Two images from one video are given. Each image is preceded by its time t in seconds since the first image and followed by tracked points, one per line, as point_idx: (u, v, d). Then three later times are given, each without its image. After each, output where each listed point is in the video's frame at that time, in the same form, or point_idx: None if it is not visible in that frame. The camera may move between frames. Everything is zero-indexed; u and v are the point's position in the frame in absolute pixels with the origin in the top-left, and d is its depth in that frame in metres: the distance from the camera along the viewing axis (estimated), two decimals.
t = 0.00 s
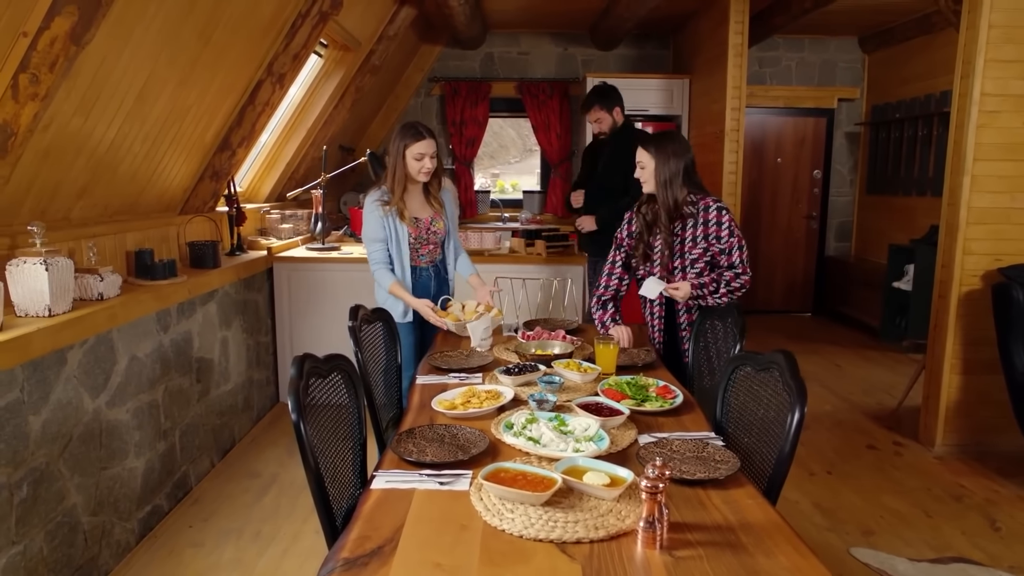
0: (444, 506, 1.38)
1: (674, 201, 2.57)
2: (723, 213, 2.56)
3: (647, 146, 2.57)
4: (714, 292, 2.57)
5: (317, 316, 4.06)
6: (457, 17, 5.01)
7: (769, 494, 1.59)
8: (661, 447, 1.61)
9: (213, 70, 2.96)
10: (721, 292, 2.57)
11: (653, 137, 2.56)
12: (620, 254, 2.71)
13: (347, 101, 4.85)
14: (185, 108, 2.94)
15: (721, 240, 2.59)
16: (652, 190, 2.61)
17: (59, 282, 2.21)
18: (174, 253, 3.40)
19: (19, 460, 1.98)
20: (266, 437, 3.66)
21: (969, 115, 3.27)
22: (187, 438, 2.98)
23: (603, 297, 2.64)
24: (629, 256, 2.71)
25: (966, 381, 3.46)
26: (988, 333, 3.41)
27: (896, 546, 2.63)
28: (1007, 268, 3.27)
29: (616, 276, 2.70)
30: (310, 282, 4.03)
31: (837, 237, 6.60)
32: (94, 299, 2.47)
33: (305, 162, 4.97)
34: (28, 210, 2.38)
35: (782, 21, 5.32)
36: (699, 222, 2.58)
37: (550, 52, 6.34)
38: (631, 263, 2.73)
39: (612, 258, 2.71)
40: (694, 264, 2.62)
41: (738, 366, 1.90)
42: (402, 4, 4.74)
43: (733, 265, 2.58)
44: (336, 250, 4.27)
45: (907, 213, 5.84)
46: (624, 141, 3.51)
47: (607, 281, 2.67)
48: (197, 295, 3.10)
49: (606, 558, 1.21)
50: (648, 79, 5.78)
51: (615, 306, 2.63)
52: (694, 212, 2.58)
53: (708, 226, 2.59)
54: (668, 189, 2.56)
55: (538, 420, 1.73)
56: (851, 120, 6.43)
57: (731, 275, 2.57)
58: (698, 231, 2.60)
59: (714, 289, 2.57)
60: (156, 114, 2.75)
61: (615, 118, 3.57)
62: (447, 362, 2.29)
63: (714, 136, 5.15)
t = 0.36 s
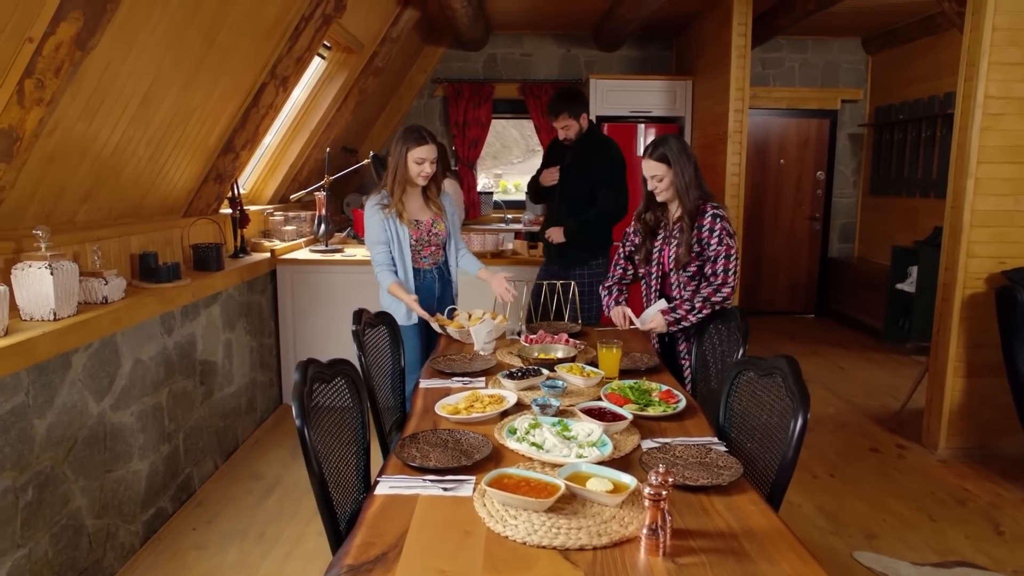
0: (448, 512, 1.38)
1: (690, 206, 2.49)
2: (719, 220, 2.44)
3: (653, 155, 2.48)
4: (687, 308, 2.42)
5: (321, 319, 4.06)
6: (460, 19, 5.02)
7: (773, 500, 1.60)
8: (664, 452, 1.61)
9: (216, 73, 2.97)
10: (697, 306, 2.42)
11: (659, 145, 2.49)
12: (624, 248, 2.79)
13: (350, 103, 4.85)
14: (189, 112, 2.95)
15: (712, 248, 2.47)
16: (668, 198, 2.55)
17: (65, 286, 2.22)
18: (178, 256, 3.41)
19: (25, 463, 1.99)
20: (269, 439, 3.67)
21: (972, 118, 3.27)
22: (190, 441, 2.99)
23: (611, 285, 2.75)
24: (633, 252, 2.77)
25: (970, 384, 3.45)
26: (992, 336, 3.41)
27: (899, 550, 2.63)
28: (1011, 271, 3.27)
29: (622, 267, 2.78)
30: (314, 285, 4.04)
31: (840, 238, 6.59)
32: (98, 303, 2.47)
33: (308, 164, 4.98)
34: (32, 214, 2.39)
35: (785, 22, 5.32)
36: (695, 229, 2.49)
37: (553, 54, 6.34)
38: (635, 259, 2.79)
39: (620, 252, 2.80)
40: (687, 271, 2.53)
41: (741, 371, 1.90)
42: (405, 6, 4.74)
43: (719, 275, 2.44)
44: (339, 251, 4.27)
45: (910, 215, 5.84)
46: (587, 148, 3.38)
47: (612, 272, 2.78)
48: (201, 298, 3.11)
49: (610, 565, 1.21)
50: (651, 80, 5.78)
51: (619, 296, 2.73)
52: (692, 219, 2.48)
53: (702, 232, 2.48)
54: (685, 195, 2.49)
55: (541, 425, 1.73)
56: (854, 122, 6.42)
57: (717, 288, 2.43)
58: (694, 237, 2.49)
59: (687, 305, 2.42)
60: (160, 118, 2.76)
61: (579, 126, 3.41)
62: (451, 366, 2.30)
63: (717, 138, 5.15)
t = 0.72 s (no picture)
0: (451, 519, 1.38)
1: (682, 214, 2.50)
2: (701, 230, 2.44)
3: (647, 166, 2.50)
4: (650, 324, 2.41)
5: (325, 321, 4.07)
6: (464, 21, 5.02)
7: (776, 507, 1.59)
8: (667, 458, 1.61)
9: (220, 76, 2.97)
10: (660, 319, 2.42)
11: (654, 154, 2.49)
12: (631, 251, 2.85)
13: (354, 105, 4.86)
14: (193, 115, 2.96)
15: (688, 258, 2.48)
16: (664, 207, 2.56)
17: (70, 290, 2.22)
18: (182, 258, 3.41)
19: (30, 467, 2.00)
20: (273, 441, 3.68)
21: (977, 121, 3.26)
22: (194, 443, 3.00)
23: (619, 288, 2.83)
24: (638, 256, 2.82)
25: (974, 387, 3.45)
26: (996, 339, 3.40)
27: (902, 554, 2.63)
28: (1015, 274, 3.26)
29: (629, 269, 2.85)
30: (317, 287, 4.05)
31: (843, 240, 6.58)
32: (103, 306, 2.48)
33: (312, 166, 5.00)
34: (37, 218, 2.40)
35: (788, 24, 5.31)
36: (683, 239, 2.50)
37: (556, 55, 6.34)
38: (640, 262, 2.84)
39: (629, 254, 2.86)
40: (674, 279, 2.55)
41: (745, 376, 1.90)
42: (409, 8, 4.74)
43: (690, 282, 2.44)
44: (343, 254, 4.28)
45: (914, 216, 5.83)
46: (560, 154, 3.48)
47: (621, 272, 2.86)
48: (205, 300, 3.12)
49: (614, 572, 1.21)
50: (655, 82, 5.77)
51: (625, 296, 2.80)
52: (680, 226, 2.50)
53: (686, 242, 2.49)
54: (678, 204, 2.50)
55: (544, 431, 1.73)
56: (858, 123, 6.42)
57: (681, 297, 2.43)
58: (678, 245, 2.51)
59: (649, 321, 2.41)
60: (165, 121, 2.77)
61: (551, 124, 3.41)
62: (454, 370, 2.30)
63: (721, 140, 5.14)
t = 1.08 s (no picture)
0: (456, 525, 1.39)
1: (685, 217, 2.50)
2: (706, 231, 2.44)
3: (646, 169, 2.50)
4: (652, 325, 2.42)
5: (329, 323, 4.08)
6: (468, 23, 5.02)
7: (780, 512, 1.59)
8: (672, 464, 1.61)
9: (225, 79, 2.98)
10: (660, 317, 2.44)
11: (654, 157, 2.49)
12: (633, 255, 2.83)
13: (358, 107, 4.86)
14: (198, 118, 2.97)
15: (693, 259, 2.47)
16: (667, 210, 2.56)
17: (76, 294, 2.23)
18: (187, 261, 3.42)
19: (37, 470, 2.01)
20: (277, 443, 3.69)
21: (982, 123, 3.25)
22: (199, 446, 3.01)
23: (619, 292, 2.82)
24: (639, 259, 2.81)
25: (979, 390, 3.44)
26: (1002, 342, 3.39)
27: (907, 558, 2.62)
28: (1021, 277, 3.25)
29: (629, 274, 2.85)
30: (321, 289, 4.06)
31: (848, 241, 6.56)
32: (109, 309, 2.49)
33: (316, 168, 5.01)
34: (44, 222, 2.41)
35: (793, 25, 5.30)
36: (687, 241, 2.49)
37: (560, 57, 6.34)
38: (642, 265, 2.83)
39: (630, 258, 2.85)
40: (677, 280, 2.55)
41: (749, 381, 1.90)
42: (413, 10, 4.75)
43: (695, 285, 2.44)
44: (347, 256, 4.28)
45: (919, 218, 5.82)
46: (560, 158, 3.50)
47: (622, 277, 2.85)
48: (210, 303, 3.12)
49: None
50: (659, 83, 5.76)
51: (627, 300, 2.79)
52: (683, 229, 2.49)
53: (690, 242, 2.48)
54: (679, 206, 2.50)
55: (549, 436, 1.74)
56: (862, 125, 6.41)
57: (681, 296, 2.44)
58: (680, 246, 2.51)
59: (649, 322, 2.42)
60: (170, 125, 2.78)
61: (544, 129, 3.47)
62: (458, 374, 2.30)
63: (725, 142, 5.14)
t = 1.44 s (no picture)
0: (459, 530, 1.39)
1: (687, 217, 2.49)
2: (710, 230, 2.44)
3: (646, 170, 2.49)
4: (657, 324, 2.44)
5: (332, 324, 4.08)
6: (471, 23, 5.01)
7: (783, 517, 1.59)
8: (675, 468, 1.61)
9: (229, 82, 2.99)
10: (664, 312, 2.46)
11: (654, 159, 2.49)
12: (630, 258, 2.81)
13: (361, 108, 4.87)
14: (202, 120, 2.97)
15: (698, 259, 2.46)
16: (667, 212, 2.56)
17: (80, 297, 2.24)
18: (190, 263, 3.42)
19: (41, 472, 2.02)
20: (280, 445, 3.69)
21: (987, 125, 3.24)
22: (202, 448, 3.01)
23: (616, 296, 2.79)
24: (638, 262, 2.79)
25: (983, 393, 3.43)
26: (1006, 344, 3.38)
27: (911, 562, 2.61)
28: None
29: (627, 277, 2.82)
30: (324, 290, 4.06)
31: (851, 242, 6.56)
32: (113, 312, 2.50)
33: (319, 169, 5.01)
34: (48, 224, 2.42)
35: (797, 26, 5.29)
36: (691, 241, 2.49)
37: (563, 58, 6.34)
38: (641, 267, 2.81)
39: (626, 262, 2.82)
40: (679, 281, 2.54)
41: (752, 385, 1.90)
42: (416, 11, 4.75)
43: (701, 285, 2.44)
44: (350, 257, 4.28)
45: (923, 219, 5.80)
46: (574, 163, 3.50)
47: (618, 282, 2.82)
48: (213, 305, 3.13)
49: None
50: (662, 84, 5.76)
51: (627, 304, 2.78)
52: (685, 229, 2.49)
53: (693, 242, 2.48)
54: (681, 207, 2.50)
55: (552, 439, 1.73)
56: (866, 126, 6.39)
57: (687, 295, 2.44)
58: (684, 245, 2.50)
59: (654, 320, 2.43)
60: (174, 127, 2.78)
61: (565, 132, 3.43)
62: (461, 377, 2.30)
63: (728, 143, 5.14)
